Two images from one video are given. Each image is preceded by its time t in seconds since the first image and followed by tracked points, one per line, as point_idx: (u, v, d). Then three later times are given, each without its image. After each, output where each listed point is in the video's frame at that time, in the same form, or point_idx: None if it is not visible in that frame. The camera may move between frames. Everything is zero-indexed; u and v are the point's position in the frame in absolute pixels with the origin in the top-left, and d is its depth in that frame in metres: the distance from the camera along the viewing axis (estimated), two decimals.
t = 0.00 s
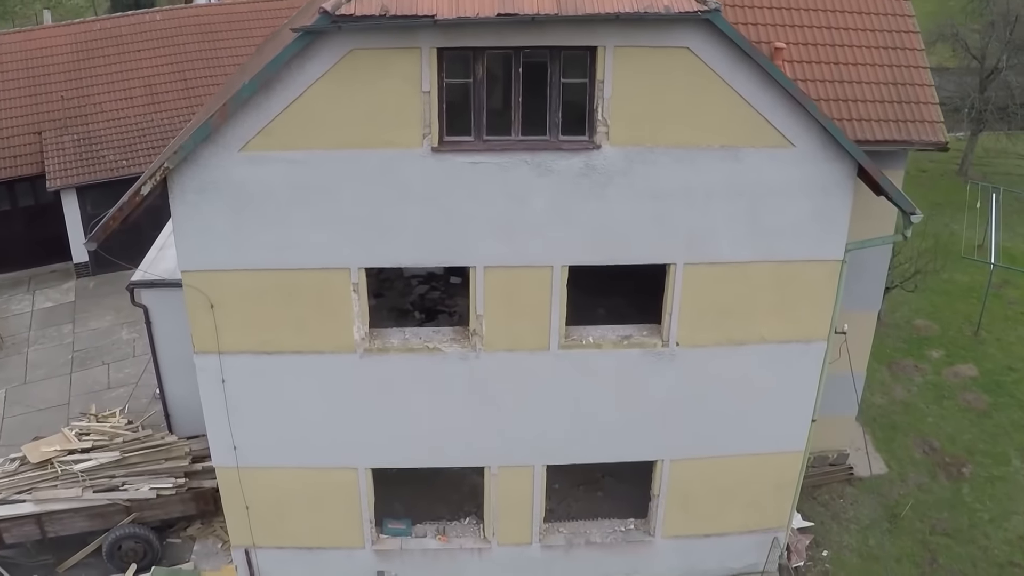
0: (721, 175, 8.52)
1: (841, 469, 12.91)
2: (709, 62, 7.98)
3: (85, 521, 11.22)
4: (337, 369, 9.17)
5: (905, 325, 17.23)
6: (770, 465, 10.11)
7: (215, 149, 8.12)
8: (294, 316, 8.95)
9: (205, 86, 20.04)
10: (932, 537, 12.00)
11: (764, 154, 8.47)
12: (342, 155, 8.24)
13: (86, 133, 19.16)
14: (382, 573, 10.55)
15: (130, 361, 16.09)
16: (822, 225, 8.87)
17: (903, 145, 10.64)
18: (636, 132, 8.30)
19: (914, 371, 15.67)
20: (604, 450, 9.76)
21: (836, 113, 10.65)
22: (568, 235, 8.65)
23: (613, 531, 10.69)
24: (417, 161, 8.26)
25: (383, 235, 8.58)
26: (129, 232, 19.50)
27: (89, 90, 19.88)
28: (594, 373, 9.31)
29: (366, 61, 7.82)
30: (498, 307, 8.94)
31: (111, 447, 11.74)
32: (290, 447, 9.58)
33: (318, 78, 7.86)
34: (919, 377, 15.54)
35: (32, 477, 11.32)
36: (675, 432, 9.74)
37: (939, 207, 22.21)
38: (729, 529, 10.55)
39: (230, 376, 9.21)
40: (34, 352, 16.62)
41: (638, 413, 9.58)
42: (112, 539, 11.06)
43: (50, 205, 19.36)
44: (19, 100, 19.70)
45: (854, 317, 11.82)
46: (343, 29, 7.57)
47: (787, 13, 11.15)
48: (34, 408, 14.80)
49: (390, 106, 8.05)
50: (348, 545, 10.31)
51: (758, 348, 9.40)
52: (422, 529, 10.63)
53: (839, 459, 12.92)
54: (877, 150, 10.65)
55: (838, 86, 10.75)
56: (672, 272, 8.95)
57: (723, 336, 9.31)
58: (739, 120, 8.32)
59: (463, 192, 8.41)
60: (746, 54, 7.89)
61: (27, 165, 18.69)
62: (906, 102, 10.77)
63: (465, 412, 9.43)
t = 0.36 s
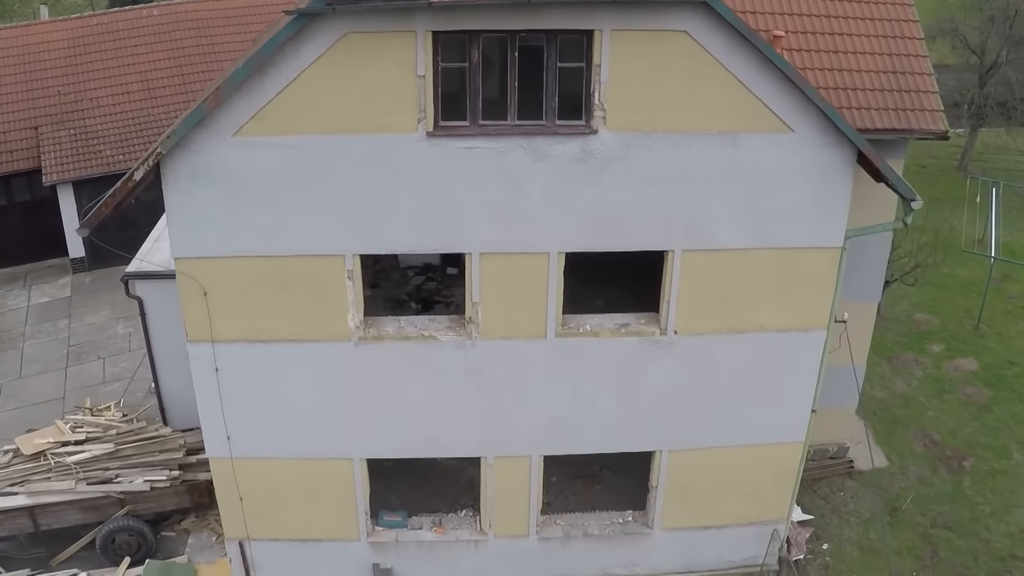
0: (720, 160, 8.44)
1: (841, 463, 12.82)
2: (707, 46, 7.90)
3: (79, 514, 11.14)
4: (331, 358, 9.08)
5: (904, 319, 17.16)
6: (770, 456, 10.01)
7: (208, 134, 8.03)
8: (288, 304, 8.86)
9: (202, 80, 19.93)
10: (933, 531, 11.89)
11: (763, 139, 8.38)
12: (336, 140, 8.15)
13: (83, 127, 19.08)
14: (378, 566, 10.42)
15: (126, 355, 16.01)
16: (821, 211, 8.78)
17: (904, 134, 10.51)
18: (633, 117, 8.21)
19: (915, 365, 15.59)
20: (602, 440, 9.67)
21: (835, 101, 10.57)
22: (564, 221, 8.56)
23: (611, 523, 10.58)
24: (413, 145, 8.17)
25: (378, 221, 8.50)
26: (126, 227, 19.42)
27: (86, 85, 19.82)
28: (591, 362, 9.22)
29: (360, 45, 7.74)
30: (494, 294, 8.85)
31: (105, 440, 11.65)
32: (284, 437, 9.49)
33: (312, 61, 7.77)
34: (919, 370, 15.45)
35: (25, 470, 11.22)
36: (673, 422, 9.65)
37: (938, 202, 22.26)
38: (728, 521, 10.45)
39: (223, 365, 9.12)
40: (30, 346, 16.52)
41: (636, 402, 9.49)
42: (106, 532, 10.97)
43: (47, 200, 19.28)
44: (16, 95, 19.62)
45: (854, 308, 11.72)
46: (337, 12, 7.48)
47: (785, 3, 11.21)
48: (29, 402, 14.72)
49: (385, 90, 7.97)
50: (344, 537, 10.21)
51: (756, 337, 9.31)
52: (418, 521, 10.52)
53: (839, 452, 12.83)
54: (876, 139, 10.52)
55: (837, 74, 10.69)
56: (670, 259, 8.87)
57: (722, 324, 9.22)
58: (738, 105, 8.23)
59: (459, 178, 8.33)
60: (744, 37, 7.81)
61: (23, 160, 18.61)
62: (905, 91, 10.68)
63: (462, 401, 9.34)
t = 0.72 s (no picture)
0: (721, 147, 8.34)
1: (844, 458, 12.70)
2: (708, 31, 7.80)
3: (75, 507, 11.05)
4: (329, 348, 8.99)
5: (907, 315, 17.07)
6: (772, 448, 9.91)
7: (204, 120, 7.94)
8: (285, 293, 8.77)
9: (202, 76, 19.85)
10: (937, 526, 11.77)
11: (764, 126, 8.28)
12: (333, 126, 8.06)
13: (82, 123, 19.01)
14: (375, 560, 10.31)
15: (124, 350, 15.92)
16: (823, 199, 8.68)
17: (907, 124, 10.41)
18: (634, 103, 8.12)
19: (918, 360, 15.49)
20: (603, 432, 9.57)
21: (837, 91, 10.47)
22: (564, 209, 8.47)
23: (612, 517, 10.47)
24: (411, 132, 8.09)
25: (375, 209, 8.41)
26: (125, 223, 19.34)
27: (85, 81, 19.76)
28: (591, 352, 9.12)
29: (357, 29, 7.65)
30: (493, 283, 8.76)
31: (101, 433, 11.55)
32: (281, 429, 9.39)
33: (308, 46, 7.69)
34: (922, 366, 15.35)
35: (21, 463, 11.13)
36: (675, 414, 9.55)
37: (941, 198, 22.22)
38: (730, 515, 10.33)
39: (219, 355, 9.03)
40: (28, 342, 16.42)
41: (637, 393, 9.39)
42: (102, 526, 10.88)
43: (46, 195, 19.21)
44: (15, 91, 19.56)
45: (856, 300, 11.62)
46: None
47: None
48: (26, 396, 14.63)
49: (382, 75, 7.88)
50: (341, 530, 10.11)
51: (758, 327, 9.21)
52: (416, 515, 10.41)
53: (842, 447, 12.73)
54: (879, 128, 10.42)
55: (839, 64, 10.60)
56: (671, 248, 8.77)
57: (723, 314, 9.12)
58: (739, 91, 8.13)
59: (457, 165, 8.24)
60: (746, 22, 7.71)
61: (22, 156, 18.54)
62: (908, 81, 10.58)
63: (460, 392, 9.24)
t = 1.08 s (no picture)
0: (722, 132, 8.25)
1: (846, 451, 12.60)
2: (708, 14, 7.71)
3: (71, 501, 10.96)
4: (326, 336, 8.90)
5: (909, 309, 16.98)
6: (774, 439, 9.81)
7: (200, 105, 7.86)
8: (281, 281, 8.68)
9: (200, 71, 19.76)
10: (941, 520, 11.67)
11: (765, 112, 8.20)
12: (330, 111, 7.98)
13: (80, 118, 18.94)
14: (373, 553, 10.21)
15: (122, 345, 15.84)
16: (825, 186, 8.59)
17: (909, 113, 10.32)
18: (634, 88, 8.03)
19: (920, 354, 15.41)
20: (603, 422, 9.48)
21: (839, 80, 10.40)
22: (563, 195, 8.38)
23: (612, 510, 10.35)
24: (408, 117, 8.00)
25: (372, 196, 8.32)
26: (123, 218, 19.27)
27: (84, 76, 19.69)
28: (591, 341, 9.03)
29: (353, 13, 7.56)
30: (491, 271, 8.67)
31: (97, 425, 11.45)
32: (278, 419, 9.31)
33: (304, 30, 7.60)
34: (924, 360, 15.26)
35: (16, 455, 11.03)
36: (675, 405, 9.46)
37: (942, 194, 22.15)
38: (731, 507, 10.23)
39: (215, 344, 8.95)
40: (25, 337, 16.33)
41: (637, 383, 9.30)
42: (97, 519, 10.78)
43: (44, 191, 19.14)
44: (13, 86, 19.49)
45: (859, 292, 11.54)
46: None
47: None
48: (23, 390, 14.54)
49: (379, 60, 7.79)
50: (339, 523, 10.00)
51: (759, 316, 9.12)
52: (414, 507, 10.30)
53: (844, 441, 12.63)
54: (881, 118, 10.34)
55: (840, 54, 10.52)
56: (671, 235, 8.69)
57: (725, 303, 9.02)
58: (741, 77, 8.05)
59: (455, 152, 8.16)
60: (747, 6, 7.62)
61: (21, 151, 18.47)
62: (910, 70, 10.49)
63: (459, 381, 9.15)
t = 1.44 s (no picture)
0: (722, 117, 8.17)
1: (848, 444, 12.50)
2: None
3: (65, 493, 10.87)
4: (323, 324, 8.82)
5: (910, 303, 16.89)
6: (775, 429, 9.71)
7: (196, 89, 7.77)
8: (277, 268, 8.59)
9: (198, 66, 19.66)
10: (944, 512, 11.58)
11: (766, 97, 8.11)
12: (326, 95, 7.89)
13: (77, 112, 18.85)
14: (371, 545, 10.10)
15: (118, 339, 15.75)
16: (826, 171, 8.50)
17: (910, 102, 10.24)
18: (633, 72, 7.94)
19: (921, 347, 15.32)
20: (603, 411, 9.39)
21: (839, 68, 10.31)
22: (562, 181, 8.30)
23: (612, 501, 10.22)
24: (406, 102, 7.92)
25: (369, 182, 8.24)
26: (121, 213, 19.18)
27: (81, 71, 19.62)
28: (590, 329, 8.94)
29: None
30: (490, 257, 8.58)
31: (92, 417, 11.36)
32: (274, 408, 9.22)
33: (299, 12, 7.51)
34: (925, 353, 15.17)
35: (11, 447, 10.94)
36: (676, 394, 9.37)
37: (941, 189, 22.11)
38: (733, 498, 10.13)
39: (211, 332, 8.86)
40: (21, 332, 16.24)
41: (637, 371, 9.21)
42: (92, 512, 10.69)
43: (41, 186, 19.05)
44: (11, 81, 19.42)
45: (860, 283, 11.45)
46: None
47: None
48: (19, 384, 14.46)
49: (375, 43, 7.70)
50: (336, 514, 9.90)
51: (760, 304, 9.03)
52: (412, 499, 10.20)
53: (846, 434, 12.54)
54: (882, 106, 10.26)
55: (841, 42, 10.44)
56: (672, 221, 8.60)
57: (725, 291, 8.94)
58: (741, 61, 7.96)
59: (453, 136, 8.07)
60: None
61: (18, 145, 18.39)
62: (911, 59, 10.41)
63: (457, 370, 9.07)
